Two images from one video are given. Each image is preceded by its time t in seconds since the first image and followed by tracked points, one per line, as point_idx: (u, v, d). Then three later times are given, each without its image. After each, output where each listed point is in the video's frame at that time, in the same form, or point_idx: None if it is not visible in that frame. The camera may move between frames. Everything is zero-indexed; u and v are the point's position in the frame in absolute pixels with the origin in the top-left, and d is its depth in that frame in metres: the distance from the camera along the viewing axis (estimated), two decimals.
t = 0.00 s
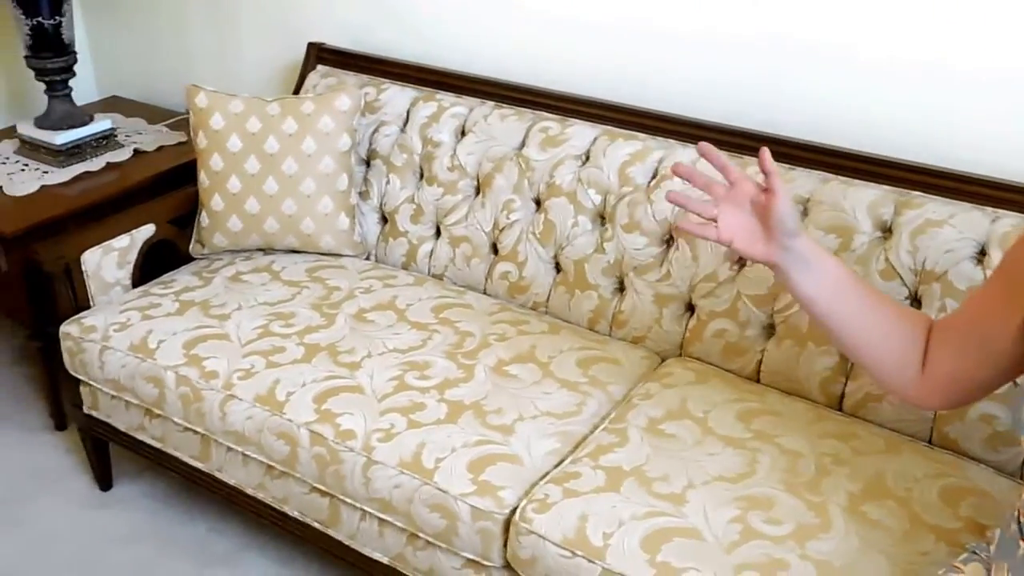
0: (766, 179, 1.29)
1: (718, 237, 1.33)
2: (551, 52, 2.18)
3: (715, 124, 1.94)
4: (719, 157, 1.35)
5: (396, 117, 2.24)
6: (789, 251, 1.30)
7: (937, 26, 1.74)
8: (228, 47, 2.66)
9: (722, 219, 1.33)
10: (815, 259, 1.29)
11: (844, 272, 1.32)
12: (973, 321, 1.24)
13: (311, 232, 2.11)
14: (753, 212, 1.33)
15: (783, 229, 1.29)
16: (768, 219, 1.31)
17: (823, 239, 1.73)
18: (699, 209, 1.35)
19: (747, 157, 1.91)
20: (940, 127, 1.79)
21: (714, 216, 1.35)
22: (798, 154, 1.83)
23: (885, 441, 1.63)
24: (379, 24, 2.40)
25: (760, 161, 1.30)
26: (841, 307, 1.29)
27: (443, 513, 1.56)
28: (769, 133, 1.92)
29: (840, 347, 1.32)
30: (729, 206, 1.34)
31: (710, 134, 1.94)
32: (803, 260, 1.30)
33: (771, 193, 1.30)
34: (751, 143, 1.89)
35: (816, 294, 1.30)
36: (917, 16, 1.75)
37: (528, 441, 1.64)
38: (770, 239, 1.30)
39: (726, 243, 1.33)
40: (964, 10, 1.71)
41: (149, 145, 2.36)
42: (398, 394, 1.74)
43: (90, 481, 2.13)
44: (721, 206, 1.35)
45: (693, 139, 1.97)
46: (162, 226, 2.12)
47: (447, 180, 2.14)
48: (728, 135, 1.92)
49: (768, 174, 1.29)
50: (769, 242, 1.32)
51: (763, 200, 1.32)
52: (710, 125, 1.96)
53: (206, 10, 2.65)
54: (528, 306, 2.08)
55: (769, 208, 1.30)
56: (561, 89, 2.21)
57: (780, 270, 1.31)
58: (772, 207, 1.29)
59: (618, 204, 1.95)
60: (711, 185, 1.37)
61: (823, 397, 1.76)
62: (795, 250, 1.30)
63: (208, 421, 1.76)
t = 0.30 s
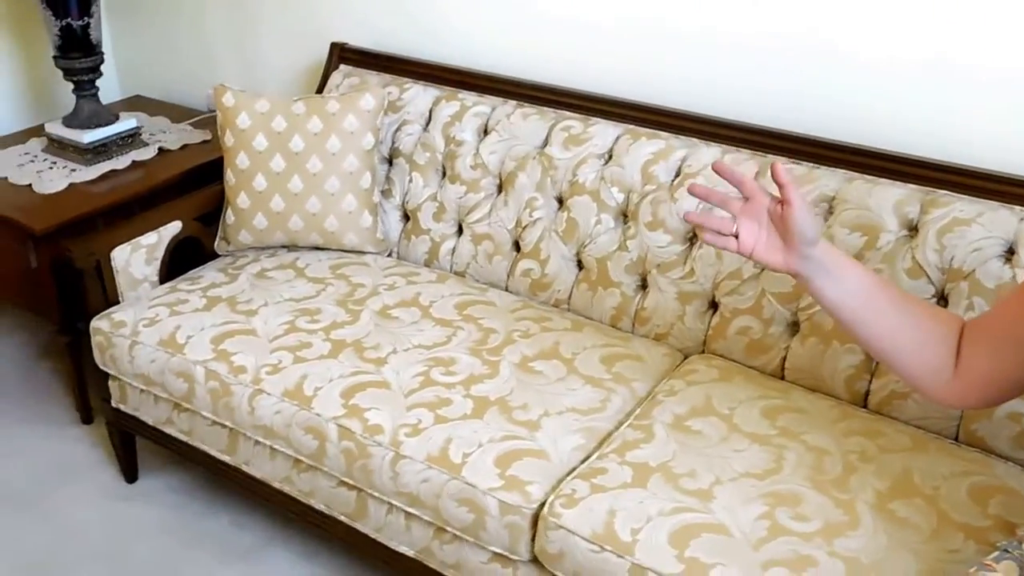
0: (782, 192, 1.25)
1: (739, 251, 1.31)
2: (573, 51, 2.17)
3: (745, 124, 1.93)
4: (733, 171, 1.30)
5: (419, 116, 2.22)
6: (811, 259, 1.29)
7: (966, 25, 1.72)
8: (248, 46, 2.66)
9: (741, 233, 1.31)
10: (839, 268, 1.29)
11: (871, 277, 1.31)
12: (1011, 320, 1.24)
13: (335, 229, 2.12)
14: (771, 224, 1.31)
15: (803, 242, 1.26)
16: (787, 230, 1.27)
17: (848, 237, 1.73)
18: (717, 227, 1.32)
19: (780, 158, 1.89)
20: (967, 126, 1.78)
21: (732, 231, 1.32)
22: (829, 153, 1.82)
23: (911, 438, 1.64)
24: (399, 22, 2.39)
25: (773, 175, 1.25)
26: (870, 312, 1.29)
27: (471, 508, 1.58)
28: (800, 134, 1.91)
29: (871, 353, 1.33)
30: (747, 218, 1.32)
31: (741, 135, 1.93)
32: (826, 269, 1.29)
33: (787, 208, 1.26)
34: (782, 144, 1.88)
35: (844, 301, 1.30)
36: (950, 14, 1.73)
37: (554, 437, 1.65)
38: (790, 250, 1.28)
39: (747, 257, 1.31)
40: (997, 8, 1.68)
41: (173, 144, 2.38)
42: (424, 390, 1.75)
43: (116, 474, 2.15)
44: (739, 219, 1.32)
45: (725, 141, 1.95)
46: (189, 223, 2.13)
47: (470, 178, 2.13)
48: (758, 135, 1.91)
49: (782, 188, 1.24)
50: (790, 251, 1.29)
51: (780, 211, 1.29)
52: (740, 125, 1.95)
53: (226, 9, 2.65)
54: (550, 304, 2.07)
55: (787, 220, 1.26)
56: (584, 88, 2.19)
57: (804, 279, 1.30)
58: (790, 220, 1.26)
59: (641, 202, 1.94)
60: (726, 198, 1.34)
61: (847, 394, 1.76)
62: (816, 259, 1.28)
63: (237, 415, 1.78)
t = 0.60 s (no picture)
0: (825, 181, 1.29)
1: (778, 242, 1.32)
2: (597, 48, 2.17)
3: (780, 124, 1.92)
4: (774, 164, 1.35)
5: (442, 113, 2.22)
6: (850, 252, 1.31)
7: (995, 24, 1.72)
8: (269, 42, 2.66)
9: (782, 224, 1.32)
10: (879, 261, 1.30)
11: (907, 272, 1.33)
12: None
13: (359, 225, 2.12)
14: (812, 216, 1.33)
15: (846, 233, 1.28)
16: (829, 222, 1.30)
17: (874, 235, 1.74)
18: (759, 216, 1.33)
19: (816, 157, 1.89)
20: (994, 124, 1.78)
21: (773, 221, 1.33)
22: (854, 149, 1.83)
23: (936, 435, 1.64)
24: (421, 18, 2.39)
25: (819, 164, 1.30)
26: (908, 305, 1.30)
27: (499, 501, 1.59)
28: (833, 133, 1.90)
29: (907, 348, 1.34)
30: (787, 212, 1.34)
31: (779, 134, 1.92)
32: (865, 262, 1.30)
33: (832, 197, 1.29)
34: (816, 142, 1.88)
35: (881, 294, 1.31)
36: (980, 13, 1.73)
37: (581, 431, 1.66)
38: (832, 242, 1.30)
39: (788, 248, 1.32)
40: None
41: (196, 140, 2.39)
42: (451, 384, 1.76)
43: (139, 466, 2.17)
44: (779, 212, 1.34)
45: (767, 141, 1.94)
46: (214, 218, 2.14)
47: (493, 175, 2.12)
48: (791, 134, 1.90)
49: (828, 176, 1.28)
50: (829, 245, 1.31)
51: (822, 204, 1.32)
52: (771, 123, 1.94)
53: (248, 6, 2.65)
54: (572, 299, 2.06)
55: (830, 210, 1.29)
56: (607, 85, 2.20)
57: (843, 272, 1.31)
58: (833, 210, 1.29)
59: (665, 198, 1.94)
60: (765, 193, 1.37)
61: (871, 390, 1.76)
62: (856, 252, 1.30)
63: (266, 408, 1.80)
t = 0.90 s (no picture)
0: (864, 173, 1.30)
1: (813, 232, 1.35)
2: (619, 44, 2.18)
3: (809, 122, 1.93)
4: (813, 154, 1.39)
5: (462, 108, 2.22)
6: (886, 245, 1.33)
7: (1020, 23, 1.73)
8: (287, 37, 2.67)
9: (817, 214, 1.35)
10: (912, 253, 1.33)
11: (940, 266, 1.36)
12: None
13: (381, 219, 2.13)
14: (848, 207, 1.36)
15: (881, 225, 1.31)
16: (865, 213, 1.32)
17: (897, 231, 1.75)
18: (794, 206, 1.36)
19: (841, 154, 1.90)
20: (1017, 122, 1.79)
21: (808, 211, 1.36)
22: (875, 145, 1.85)
23: (959, 430, 1.66)
24: (441, 13, 2.40)
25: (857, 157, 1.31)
26: (938, 298, 1.33)
27: (526, 492, 1.60)
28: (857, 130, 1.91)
29: (936, 340, 1.37)
30: (824, 202, 1.36)
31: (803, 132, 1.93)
32: (900, 256, 1.33)
33: (869, 189, 1.31)
34: (841, 139, 1.88)
35: (912, 287, 1.34)
36: (1005, 11, 1.74)
37: (607, 423, 1.68)
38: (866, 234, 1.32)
39: (822, 237, 1.35)
40: None
41: (216, 133, 2.40)
42: (476, 376, 1.77)
43: (160, 457, 2.17)
44: (816, 202, 1.37)
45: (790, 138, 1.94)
46: (237, 211, 2.15)
47: (514, 170, 2.13)
48: (816, 131, 1.91)
49: (866, 169, 1.30)
50: (865, 237, 1.34)
51: (859, 195, 1.34)
52: (794, 119, 1.95)
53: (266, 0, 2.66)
54: (592, 294, 2.07)
55: (866, 202, 1.32)
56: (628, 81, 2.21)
57: (876, 263, 1.34)
58: (870, 202, 1.31)
59: (687, 193, 1.95)
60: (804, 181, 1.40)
61: (892, 385, 1.77)
62: (890, 244, 1.33)
63: (291, 399, 1.81)
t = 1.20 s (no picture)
0: (905, 157, 1.37)
1: (849, 211, 1.42)
2: (637, 39, 2.19)
3: (828, 117, 1.93)
4: (855, 133, 1.46)
5: (479, 102, 2.23)
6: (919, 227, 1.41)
7: None
8: (302, 30, 2.68)
9: (854, 194, 1.42)
10: (942, 237, 1.41)
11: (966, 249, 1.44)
12: None
13: (398, 211, 2.14)
14: (885, 187, 1.43)
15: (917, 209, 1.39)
16: (902, 197, 1.40)
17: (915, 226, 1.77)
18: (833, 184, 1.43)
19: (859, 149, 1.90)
20: None
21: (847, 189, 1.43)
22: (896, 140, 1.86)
23: (977, 423, 1.67)
24: (457, 7, 2.40)
25: (900, 140, 1.37)
26: (960, 280, 1.43)
27: (549, 483, 1.61)
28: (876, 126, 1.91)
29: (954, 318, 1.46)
30: (862, 181, 1.43)
31: (821, 127, 1.93)
32: (932, 239, 1.41)
33: (909, 174, 1.38)
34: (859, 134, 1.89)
35: (938, 268, 1.43)
36: None
37: (628, 415, 1.69)
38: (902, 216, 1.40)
39: (858, 216, 1.42)
40: None
41: (232, 126, 2.40)
42: (497, 367, 1.78)
43: (179, 446, 2.22)
44: (853, 181, 1.44)
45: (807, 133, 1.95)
46: (256, 203, 2.16)
47: (531, 163, 2.13)
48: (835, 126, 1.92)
49: (908, 153, 1.36)
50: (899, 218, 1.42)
51: (897, 177, 1.41)
52: (812, 114, 1.95)
53: None
54: (609, 287, 2.08)
55: (905, 185, 1.39)
56: (645, 75, 2.22)
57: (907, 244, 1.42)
58: (909, 185, 1.38)
59: (705, 187, 1.95)
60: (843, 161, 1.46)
61: (910, 378, 1.78)
62: (922, 227, 1.41)
63: (312, 389, 1.83)
